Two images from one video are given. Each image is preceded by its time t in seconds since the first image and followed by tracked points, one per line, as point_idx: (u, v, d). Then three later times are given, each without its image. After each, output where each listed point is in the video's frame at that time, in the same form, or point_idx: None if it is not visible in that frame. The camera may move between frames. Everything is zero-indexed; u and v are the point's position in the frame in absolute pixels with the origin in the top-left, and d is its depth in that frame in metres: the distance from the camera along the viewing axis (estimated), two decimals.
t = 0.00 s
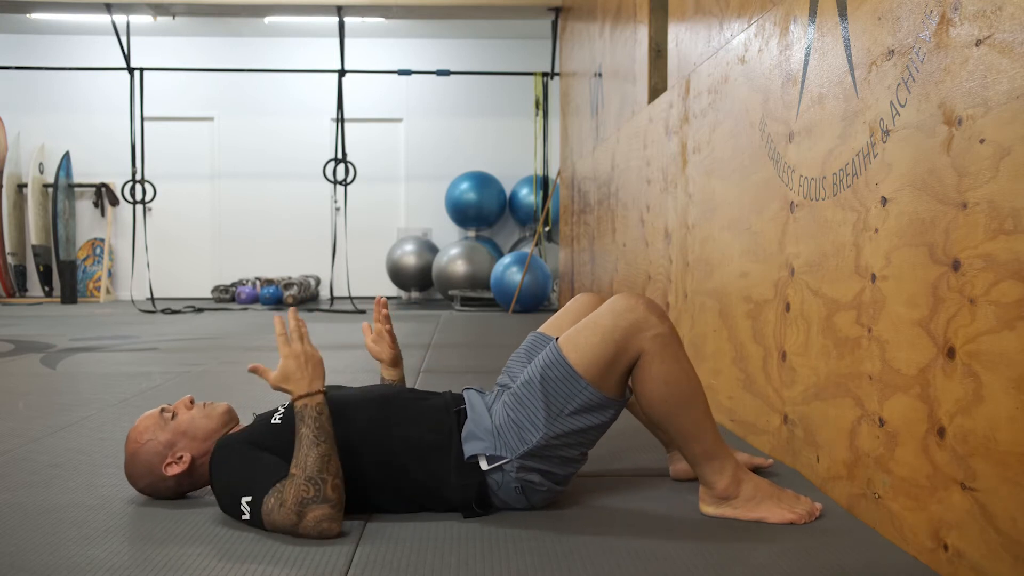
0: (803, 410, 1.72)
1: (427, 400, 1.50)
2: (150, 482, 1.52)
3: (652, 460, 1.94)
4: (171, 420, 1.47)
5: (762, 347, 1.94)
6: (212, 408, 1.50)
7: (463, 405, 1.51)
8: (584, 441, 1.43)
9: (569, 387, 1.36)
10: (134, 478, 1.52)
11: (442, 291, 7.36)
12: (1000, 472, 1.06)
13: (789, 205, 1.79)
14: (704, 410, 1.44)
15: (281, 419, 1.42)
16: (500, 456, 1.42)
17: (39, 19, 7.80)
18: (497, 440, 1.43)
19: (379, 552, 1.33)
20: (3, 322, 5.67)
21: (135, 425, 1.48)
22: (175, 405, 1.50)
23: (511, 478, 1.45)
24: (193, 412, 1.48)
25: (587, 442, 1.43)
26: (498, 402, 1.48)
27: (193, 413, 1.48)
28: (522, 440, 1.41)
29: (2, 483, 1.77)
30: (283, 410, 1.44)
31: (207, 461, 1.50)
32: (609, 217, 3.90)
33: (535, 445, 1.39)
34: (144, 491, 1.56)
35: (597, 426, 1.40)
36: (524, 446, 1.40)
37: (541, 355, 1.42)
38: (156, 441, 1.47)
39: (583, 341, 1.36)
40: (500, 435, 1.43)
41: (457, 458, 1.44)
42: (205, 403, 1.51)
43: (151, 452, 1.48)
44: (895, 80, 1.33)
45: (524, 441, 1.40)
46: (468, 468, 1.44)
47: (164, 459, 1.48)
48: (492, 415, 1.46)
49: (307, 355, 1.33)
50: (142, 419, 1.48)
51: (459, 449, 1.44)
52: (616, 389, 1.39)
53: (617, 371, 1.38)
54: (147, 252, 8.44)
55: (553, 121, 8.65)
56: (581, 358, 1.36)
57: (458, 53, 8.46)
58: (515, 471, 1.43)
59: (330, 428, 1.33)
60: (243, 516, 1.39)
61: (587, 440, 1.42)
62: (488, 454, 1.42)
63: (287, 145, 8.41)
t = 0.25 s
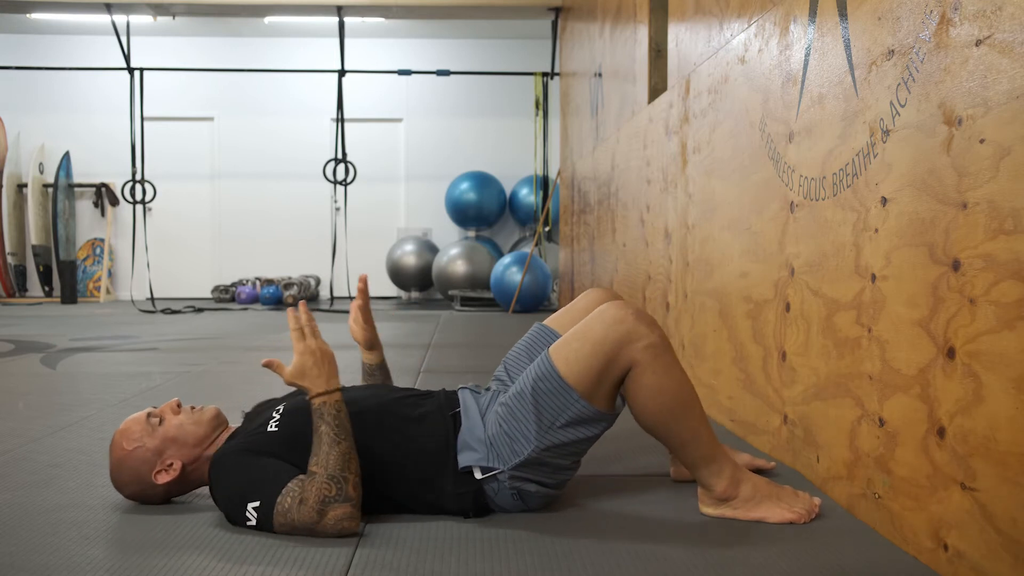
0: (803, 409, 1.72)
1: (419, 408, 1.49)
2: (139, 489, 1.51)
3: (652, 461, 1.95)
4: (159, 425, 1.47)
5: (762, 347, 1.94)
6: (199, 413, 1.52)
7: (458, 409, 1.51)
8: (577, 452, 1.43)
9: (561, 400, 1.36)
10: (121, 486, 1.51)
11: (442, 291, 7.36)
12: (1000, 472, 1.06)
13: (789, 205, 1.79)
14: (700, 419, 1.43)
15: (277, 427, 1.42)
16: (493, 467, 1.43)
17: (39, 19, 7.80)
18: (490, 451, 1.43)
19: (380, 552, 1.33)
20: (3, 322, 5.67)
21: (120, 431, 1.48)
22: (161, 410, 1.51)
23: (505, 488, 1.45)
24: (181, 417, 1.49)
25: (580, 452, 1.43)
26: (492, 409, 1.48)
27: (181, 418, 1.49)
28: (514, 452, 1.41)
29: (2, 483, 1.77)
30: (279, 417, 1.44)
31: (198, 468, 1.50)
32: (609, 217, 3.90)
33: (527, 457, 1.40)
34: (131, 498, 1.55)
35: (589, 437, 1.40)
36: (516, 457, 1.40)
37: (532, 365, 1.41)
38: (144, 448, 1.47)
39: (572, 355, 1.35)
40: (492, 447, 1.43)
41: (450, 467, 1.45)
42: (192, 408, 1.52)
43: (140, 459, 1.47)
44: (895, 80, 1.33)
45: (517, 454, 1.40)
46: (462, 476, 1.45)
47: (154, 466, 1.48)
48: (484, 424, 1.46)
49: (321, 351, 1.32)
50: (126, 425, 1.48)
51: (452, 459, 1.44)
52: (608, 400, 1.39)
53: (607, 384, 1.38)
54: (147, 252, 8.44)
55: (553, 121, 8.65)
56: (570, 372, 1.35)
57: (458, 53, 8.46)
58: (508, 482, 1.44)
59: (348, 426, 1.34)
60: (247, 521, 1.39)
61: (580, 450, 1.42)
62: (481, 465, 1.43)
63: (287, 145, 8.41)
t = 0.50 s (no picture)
0: (803, 409, 1.72)
1: (406, 409, 1.50)
2: (114, 495, 1.51)
3: (651, 462, 1.95)
4: (132, 432, 1.46)
5: (762, 347, 1.94)
6: (174, 416, 1.50)
7: (439, 410, 1.51)
8: (556, 457, 1.44)
9: (541, 408, 1.37)
10: (94, 492, 1.50)
11: (442, 291, 7.36)
12: (1000, 472, 1.06)
13: (788, 205, 1.79)
14: (686, 428, 1.43)
15: (266, 429, 1.42)
16: (469, 469, 1.43)
17: (39, 19, 7.80)
18: (467, 453, 1.44)
19: (380, 553, 1.34)
20: (3, 322, 5.67)
21: (92, 439, 1.46)
22: (133, 416, 1.49)
23: (480, 489, 1.46)
24: (155, 422, 1.48)
25: (559, 457, 1.44)
26: (471, 410, 1.48)
27: (154, 423, 1.47)
28: (490, 456, 1.41)
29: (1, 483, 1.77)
30: (265, 419, 1.44)
31: (174, 473, 1.50)
32: (609, 217, 3.90)
33: (502, 461, 1.41)
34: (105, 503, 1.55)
35: (567, 444, 1.41)
36: (492, 462, 1.41)
37: (515, 370, 1.42)
38: (118, 454, 1.46)
39: (553, 362, 1.36)
40: (469, 449, 1.43)
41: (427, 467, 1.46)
42: (166, 412, 1.50)
43: (115, 465, 1.47)
44: (895, 80, 1.33)
45: (493, 457, 1.41)
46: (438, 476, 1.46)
47: (129, 473, 1.48)
48: (463, 426, 1.47)
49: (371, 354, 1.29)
50: (97, 432, 1.46)
51: (428, 460, 1.45)
52: (588, 410, 1.40)
53: (587, 393, 1.38)
54: (147, 252, 8.44)
55: (553, 122, 8.65)
56: (549, 379, 1.36)
57: (458, 53, 8.46)
58: (485, 484, 1.45)
59: (377, 433, 1.32)
60: (250, 527, 1.37)
61: (559, 455, 1.43)
62: (458, 466, 1.44)
63: (288, 145, 8.41)
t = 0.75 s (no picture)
0: (803, 409, 1.72)
1: (407, 403, 1.51)
2: (114, 488, 1.51)
3: (651, 461, 1.95)
4: (135, 423, 1.47)
5: (762, 347, 1.94)
6: (178, 411, 1.51)
7: (435, 405, 1.52)
8: (553, 448, 1.44)
9: (542, 396, 1.38)
10: (96, 485, 1.51)
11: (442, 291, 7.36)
12: (1000, 472, 1.06)
13: (788, 205, 1.79)
14: (686, 421, 1.42)
15: (269, 417, 1.44)
16: (466, 457, 1.43)
17: (39, 19, 7.80)
18: (464, 441, 1.44)
19: (380, 553, 1.33)
20: (3, 322, 5.67)
21: (97, 430, 1.48)
22: (139, 409, 1.50)
23: (476, 478, 1.46)
24: (158, 415, 1.48)
25: (556, 447, 1.44)
26: (470, 401, 1.48)
27: (158, 416, 1.48)
28: (488, 443, 1.42)
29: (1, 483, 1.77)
30: (269, 408, 1.47)
31: (174, 465, 1.50)
32: (609, 217, 3.90)
33: (500, 449, 1.41)
34: (106, 497, 1.55)
35: (566, 432, 1.41)
36: (490, 449, 1.42)
37: (516, 360, 1.43)
38: (121, 445, 1.46)
39: (554, 352, 1.37)
40: (467, 436, 1.43)
41: (423, 455, 1.45)
42: (170, 407, 1.51)
43: (116, 457, 1.47)
44: (895, 80, 1.33)
45: (490, 444, 1.42)
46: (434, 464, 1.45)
47: (130, 464, 1.48)
48: (461, 415, 1.47)
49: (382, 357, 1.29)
50: (103, 424, 1.47)
51: (426, 446, 1.45)
52: (588, 400, 1.41)
53: (587, 383, 1.38)
54: (147, 252, 8.44)
55: (553, 122, 8.65)
56: (550, 367, 1.37)
57: (458, 53, 8.46)
58: (481, 473, 1.44)
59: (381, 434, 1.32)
60: (248, 513, 1.36)
61: (556, 446, 1.44)
62: (454, 454, 1.44)
63: (287, 145, 8.41)
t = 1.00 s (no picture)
0: (803, 409, 1.72)
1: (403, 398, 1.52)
2: (113, 479, 1.52)
3: (651, 460, 1.94)
4: (134, 417, 1.47)
5: (762, 347, 1.94)
6: (178, 407, 1.50)
7: (430, 401, 1.52)
8: (550, 441, 1.44)
9: (542, 386, 1.38)
10: (96, 477, 1.52)
11: (442, 291, 7.36)
12: (1000, 472, 1.06)
13: (788, 205, 1.80)
14: (684, 415, 1.43)
15: (257, 408, 1.45)
16: (462, 446, 1.42)
17: (39, 19, 7.80)
18: (461, 430, 1.43)
19: (379, 551, 1.32)
20: (3, 322, 5.67)
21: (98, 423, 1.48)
22: (139, 404, 1.50)
23: (472, 470, 1.44)
24: (156, 409, 1.48)
25: (554, 440, 1.44)
26: (468, 394, 1.48)
27: (156, 410, 1.48)
28: (486, 432, 1.41)
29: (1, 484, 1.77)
30: (258, 400, 1.47)
31: (170, 458, 1.49)
32: (609, 217, 3.90)
33: (498, 437, 1.40)
34: (105, 491, 1.56)
35: (564, 424, 1.41)
36: (488, 438, 1.41)
37: (516, 353, 1.44)
38: (118, 439, 1.46)
39: (558, 342, 1.38)
40: (464, 426, 1.43)
41: (418, 444, 1.44)
42: (169, 402, 1.50)
43: (114, 448, 1.47)
44: (895, 80, 1.33)
45: (488, 434, 1.41)
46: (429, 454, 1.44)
47: (127, 456, 1.47)
48: (459, 406, 1.46)
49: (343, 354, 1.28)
50: (103, 418, 1.48)
51: (422, 436, 1.44)
52: (588, 392, 1.41)
53: (589, 373, 1.39)
54: (147, 252, 8.44)
55: (553, 122, 8.65)
56: (553, 357, 1.37)
57: (458, 54, 8.47)
58: (477, 464, 1.43)
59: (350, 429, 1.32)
60: (224, 497, 1.36)
61: (553, 438, 1.43)
62: (451, 443, 1.42)
63: (287, 145, 8.41)
